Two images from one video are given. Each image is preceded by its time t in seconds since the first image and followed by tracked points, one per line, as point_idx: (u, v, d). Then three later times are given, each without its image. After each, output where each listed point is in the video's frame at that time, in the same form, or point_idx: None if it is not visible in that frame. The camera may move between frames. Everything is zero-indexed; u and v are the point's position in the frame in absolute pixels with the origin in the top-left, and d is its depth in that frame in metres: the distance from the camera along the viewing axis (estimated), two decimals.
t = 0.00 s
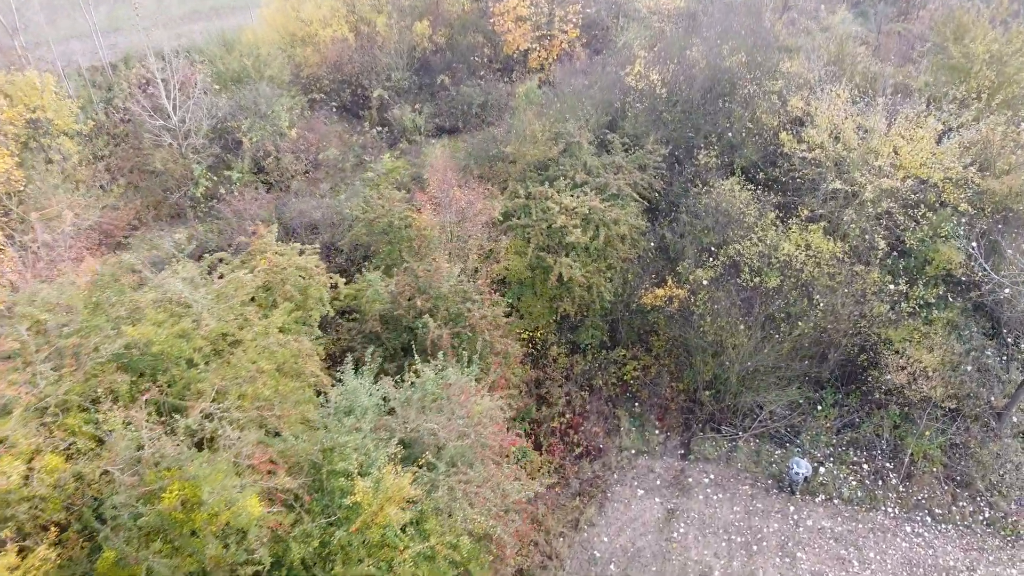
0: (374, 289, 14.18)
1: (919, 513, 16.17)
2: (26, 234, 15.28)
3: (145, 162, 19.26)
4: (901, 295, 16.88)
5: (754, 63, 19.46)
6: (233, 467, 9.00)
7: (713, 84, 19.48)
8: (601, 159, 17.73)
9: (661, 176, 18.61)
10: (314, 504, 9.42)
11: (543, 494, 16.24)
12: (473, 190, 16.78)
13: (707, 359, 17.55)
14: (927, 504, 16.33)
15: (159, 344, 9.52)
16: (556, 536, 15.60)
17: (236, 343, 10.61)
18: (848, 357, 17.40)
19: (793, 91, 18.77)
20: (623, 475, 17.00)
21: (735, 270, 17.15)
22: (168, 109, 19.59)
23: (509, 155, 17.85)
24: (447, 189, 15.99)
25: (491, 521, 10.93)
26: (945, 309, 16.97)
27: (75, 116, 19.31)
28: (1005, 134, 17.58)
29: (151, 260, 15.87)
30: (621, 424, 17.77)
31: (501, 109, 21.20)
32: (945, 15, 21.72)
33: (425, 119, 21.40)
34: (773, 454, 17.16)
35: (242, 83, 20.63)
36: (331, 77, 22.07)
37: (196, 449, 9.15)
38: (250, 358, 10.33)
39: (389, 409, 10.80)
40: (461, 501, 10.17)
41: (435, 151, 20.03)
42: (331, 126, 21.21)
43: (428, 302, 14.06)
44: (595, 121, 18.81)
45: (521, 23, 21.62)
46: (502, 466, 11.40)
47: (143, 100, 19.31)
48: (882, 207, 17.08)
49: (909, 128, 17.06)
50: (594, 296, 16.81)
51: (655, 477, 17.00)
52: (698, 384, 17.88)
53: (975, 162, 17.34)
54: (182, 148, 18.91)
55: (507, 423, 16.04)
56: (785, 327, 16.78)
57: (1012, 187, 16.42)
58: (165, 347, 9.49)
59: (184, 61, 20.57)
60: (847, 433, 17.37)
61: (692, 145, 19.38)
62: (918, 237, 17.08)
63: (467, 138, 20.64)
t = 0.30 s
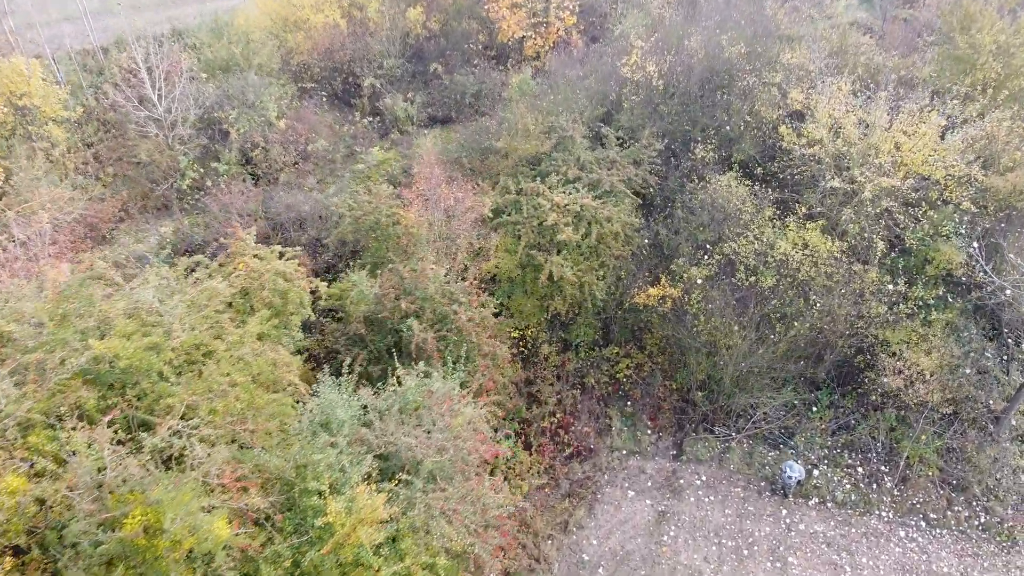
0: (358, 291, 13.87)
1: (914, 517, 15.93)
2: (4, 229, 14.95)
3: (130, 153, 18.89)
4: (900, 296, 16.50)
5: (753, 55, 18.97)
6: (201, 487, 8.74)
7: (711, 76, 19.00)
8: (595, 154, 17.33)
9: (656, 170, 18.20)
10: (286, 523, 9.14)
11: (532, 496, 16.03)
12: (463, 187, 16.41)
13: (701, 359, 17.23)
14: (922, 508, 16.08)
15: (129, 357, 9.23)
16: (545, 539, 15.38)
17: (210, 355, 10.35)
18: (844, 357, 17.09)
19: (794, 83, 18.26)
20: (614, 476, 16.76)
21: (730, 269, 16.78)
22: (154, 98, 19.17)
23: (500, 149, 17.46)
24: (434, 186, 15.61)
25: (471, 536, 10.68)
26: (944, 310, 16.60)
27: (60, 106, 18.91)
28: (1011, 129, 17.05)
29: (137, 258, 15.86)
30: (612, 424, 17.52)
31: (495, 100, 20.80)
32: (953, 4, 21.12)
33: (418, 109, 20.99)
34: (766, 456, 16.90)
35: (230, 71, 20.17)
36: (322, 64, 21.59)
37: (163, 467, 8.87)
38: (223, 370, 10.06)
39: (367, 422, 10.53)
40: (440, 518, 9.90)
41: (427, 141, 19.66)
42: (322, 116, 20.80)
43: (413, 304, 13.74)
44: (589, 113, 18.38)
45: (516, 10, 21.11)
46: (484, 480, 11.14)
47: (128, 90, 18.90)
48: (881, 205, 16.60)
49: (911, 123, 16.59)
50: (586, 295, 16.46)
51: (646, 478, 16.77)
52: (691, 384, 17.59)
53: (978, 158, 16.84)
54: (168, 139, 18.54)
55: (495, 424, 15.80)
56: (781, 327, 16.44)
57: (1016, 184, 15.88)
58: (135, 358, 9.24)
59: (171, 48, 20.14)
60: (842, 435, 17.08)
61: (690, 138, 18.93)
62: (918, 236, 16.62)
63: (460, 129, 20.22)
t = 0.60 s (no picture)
0: (346, 292, 13.64)
1: (910, 525, 15.68)
2: None
3: (120, 142, 18.57)
4: (902, 299, 16.10)
5: (757, 47, 18.43)
6: (171, 507, 8.55)
7: (713, 68, 18.59)
8: (591, 149, 16.95)
9: (654, 166, 17.81)
10: (258, 543, 8.94)
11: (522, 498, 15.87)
12: (455, 184, 16.09)
13: (697, 360, 16.89)
14: (919, 516, 15.82)
15: (100, 369, 8.91)
16: (534, 542, 15.19)
17: (185, 366, 10.12)
18: (843, 360, 16.78)
19: (798, 77, 17.76)
20: (606, 478, 16.53)
21: (729, 269, 16.39)
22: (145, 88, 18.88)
23: (495, 144, 17.10)
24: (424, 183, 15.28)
25: (450, 552, 10.43)
26: (947, 314, 16.19)
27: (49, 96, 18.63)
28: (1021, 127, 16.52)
29: (127, 254, 15.77)
30: (605, 424, 17.31)
31: (493, 92, 20.49)
32: None
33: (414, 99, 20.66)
34: (761, 459, 16.66)
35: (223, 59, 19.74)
36: (317, 52, 21.20)
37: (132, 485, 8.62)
38: (198, 383, 9.84)
39: (346, 436, 10.29)
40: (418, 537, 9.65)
41: (423, 132, 19.32)
42: (317, 105, 20.47)
43: (400, 306, 13.48)
44: (587, 107, 17.99)
45: None
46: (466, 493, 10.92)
47: (117, 81, 18.61)
48: (884, 206, 16.25)
49: (917, 121, 16.09)
50: (580, 295, 16.13)
51: (638, 481, 16.51)
52: (686, 386, 17.31)
53: (986, 157, 16.30)
54: (159, 130, 18.22)
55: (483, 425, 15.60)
56: (779, 329, 16.11)
57: None
58: (107, 371, 8.99)
59: (163, 35, 19.78)
60: (839, 440, 16.81)
61: (690, 133, 18.47)
62: (921, 237, 16.17)
63: (456, 120, 19.84)
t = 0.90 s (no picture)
0: (335, 294, 13.42)
1: (908, 536, 15.44)
2: None
3: (114, 131, 18.32)
4: (907, 306, 15.72)
5: (764, 44, 17.94)
6: (143, 527, 8.37)
7: (719, 63, 18.16)
8: (592, 147, 16.59)
9: (656, 164, 17.38)
10: (233, 561, 8.72)
11: (514, 501, 15.69)
12: (450, 182, 15.81)
13: (695, 364, 16.58)
14: (917, 527, 15.57)
15: (72, 383, 8.67)
16: (525, 547, 15.00)
17: (162, 376, 9.92)
18: (844, 367, 16.42)
19: (806, 73, 17.20)
20: (600, 482, 16.32)
21: (730, 272, 16.04)
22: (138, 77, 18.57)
23: (492, 140, 16.78)
24: (417, 182, 14.99)
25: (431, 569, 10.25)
26: (952, 322, 15.78)
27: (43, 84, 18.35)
28: None
29: (118, 250, 15.61)
30: (601, 427, 17.07)
31: (494, 83, 20.08)
32: None
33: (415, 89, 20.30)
34: (758, 465, 16.38)
35: (220, 47, 19.30)
36: (316, 39, 20.80)
37: (103, 504, 8.42)
38: (175, 395, 9.63)
39: (326, 449, 10.08)
40: (396, 556, 9.45)
41: (422, 124, 18.95)
42: (315, 94, 20.12)
43: (390, 309, 13.22)
44: (588, 102, 17.61)
45: None
46: (450, 508, 10.72)
47: (111, 69, 18.31)
48: (891, 211, 15.89)
49: (928, 122, 15.52)
50: (577, 296, 15.83)
51: (633, 485, 16.30)
52: (684, 389, 17.03)
53: (999, 161, 15.75)
54: (154, 119, 17.86)
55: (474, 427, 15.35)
56: (779, 334, 15.79)
57: None
58: (80, 385, 8.76)
59: (158, 22, 19.44)
60: (838, 448, 16.49)
61: (694, 129, 18.02)
62: (928, 243, 15.73)
63: (457, 112, 19.46)
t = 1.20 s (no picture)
0: (324, 297, 13.21)
1: (905, 550, 15.21)
2: None
3: (111, 121, 18.19)
4: (912, 316, 15.34)
5: (773, 41, 17.43)
6: (113, 547, 8.16)
7: (726, 61, 17.74)
8: (593, 146, 16.27)
9: (658, 165, 17.04)
10: None
11: (506, 504, 15.56)
12: (445, 184, 15.66)
13: (693, 370, 16.27)
14: (915, 541, 15.32)
15: (44, 397, 8.45)
16: (515, 552, 14.88)
17: (139, 389, 9.73)
18: (845, 378, 15.98)
19: (815, 71, 16.62)
20: (594, 487, 16.14)
21: (731, 277, 15.72)
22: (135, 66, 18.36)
23: (491, 138, 16.53)
24: (412, 183, 14.74)
25: None
26: (959, 334, 15.27)
27: (38, 71, 18.10)
28: None
29: (113, 244, 15.60)
30: (596, 430, 16.88)
31: (498, 76, 19.71)
32: None
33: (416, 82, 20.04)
34: (755, 474, 16.13)
35: (218, 36, 19.28)
36: (317, 27, 20.48)
37: (73, 523, 8.28)
38: (150, 408, 9.45)
39: (305, 465, 9.90)
40: None
41: (422, 117, 18.61)
42: (315, 84, 19.83)
43: (380, 314, 12.99)
44: (590, 99, 17.40)
45: None
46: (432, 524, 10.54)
47: (106, 57, 17.98)
48: (898, 218, 15.43)
49: (941, 125, 14.88)
50: (575, 299, 15.55)
51: (627, 491, 16.10)
52: (681, 395, 16.77)
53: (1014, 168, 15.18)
54: (150, 108, 17.77)
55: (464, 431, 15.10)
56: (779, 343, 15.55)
57: None
58: (53, 399, 8.55)
59: (156, 9, 19.21)
60: (836, 459, 16.17)
61: (699, 129, 17.57)
62: (935, 252, 15.33)
63: (458, 105, 19.14)
